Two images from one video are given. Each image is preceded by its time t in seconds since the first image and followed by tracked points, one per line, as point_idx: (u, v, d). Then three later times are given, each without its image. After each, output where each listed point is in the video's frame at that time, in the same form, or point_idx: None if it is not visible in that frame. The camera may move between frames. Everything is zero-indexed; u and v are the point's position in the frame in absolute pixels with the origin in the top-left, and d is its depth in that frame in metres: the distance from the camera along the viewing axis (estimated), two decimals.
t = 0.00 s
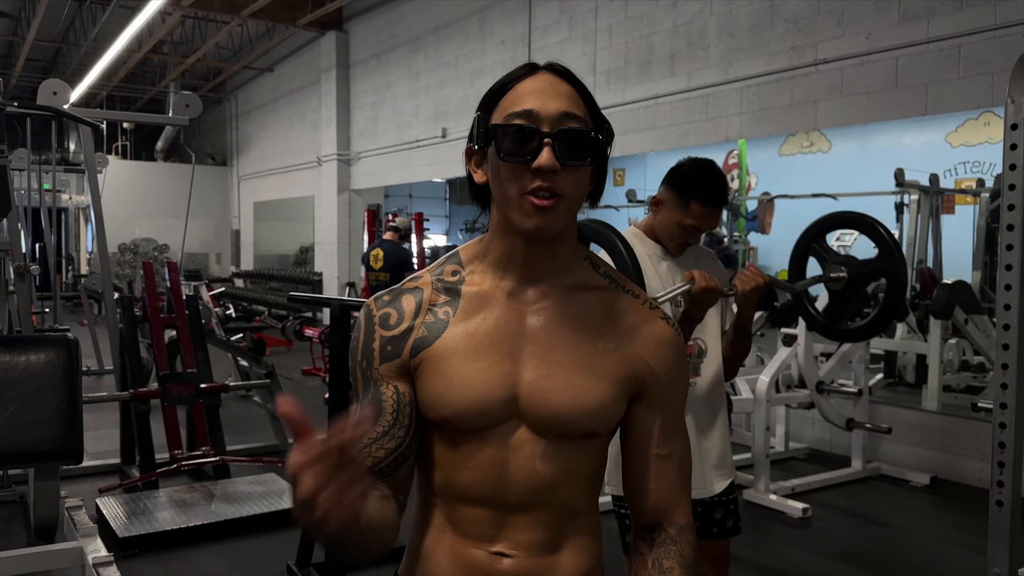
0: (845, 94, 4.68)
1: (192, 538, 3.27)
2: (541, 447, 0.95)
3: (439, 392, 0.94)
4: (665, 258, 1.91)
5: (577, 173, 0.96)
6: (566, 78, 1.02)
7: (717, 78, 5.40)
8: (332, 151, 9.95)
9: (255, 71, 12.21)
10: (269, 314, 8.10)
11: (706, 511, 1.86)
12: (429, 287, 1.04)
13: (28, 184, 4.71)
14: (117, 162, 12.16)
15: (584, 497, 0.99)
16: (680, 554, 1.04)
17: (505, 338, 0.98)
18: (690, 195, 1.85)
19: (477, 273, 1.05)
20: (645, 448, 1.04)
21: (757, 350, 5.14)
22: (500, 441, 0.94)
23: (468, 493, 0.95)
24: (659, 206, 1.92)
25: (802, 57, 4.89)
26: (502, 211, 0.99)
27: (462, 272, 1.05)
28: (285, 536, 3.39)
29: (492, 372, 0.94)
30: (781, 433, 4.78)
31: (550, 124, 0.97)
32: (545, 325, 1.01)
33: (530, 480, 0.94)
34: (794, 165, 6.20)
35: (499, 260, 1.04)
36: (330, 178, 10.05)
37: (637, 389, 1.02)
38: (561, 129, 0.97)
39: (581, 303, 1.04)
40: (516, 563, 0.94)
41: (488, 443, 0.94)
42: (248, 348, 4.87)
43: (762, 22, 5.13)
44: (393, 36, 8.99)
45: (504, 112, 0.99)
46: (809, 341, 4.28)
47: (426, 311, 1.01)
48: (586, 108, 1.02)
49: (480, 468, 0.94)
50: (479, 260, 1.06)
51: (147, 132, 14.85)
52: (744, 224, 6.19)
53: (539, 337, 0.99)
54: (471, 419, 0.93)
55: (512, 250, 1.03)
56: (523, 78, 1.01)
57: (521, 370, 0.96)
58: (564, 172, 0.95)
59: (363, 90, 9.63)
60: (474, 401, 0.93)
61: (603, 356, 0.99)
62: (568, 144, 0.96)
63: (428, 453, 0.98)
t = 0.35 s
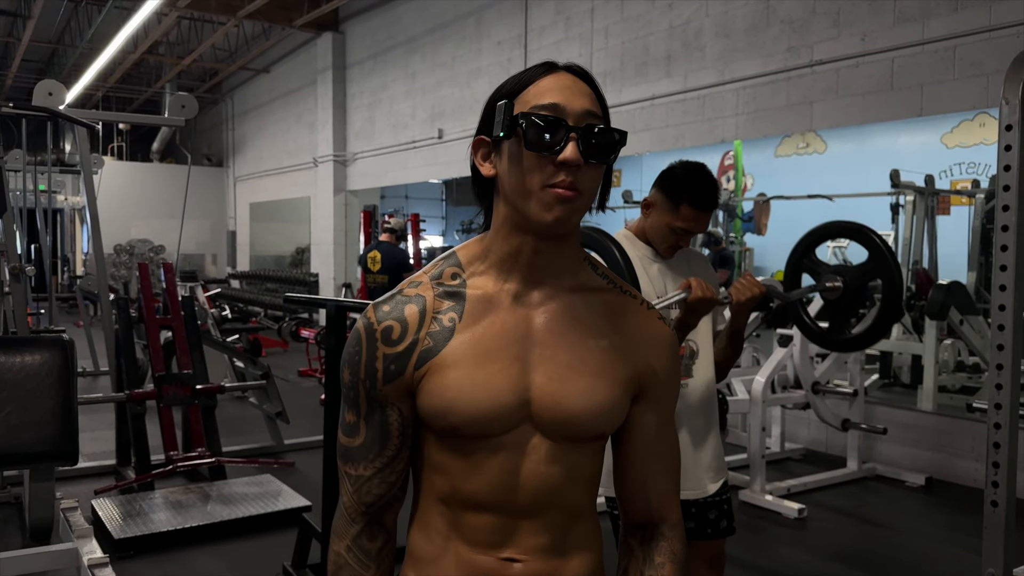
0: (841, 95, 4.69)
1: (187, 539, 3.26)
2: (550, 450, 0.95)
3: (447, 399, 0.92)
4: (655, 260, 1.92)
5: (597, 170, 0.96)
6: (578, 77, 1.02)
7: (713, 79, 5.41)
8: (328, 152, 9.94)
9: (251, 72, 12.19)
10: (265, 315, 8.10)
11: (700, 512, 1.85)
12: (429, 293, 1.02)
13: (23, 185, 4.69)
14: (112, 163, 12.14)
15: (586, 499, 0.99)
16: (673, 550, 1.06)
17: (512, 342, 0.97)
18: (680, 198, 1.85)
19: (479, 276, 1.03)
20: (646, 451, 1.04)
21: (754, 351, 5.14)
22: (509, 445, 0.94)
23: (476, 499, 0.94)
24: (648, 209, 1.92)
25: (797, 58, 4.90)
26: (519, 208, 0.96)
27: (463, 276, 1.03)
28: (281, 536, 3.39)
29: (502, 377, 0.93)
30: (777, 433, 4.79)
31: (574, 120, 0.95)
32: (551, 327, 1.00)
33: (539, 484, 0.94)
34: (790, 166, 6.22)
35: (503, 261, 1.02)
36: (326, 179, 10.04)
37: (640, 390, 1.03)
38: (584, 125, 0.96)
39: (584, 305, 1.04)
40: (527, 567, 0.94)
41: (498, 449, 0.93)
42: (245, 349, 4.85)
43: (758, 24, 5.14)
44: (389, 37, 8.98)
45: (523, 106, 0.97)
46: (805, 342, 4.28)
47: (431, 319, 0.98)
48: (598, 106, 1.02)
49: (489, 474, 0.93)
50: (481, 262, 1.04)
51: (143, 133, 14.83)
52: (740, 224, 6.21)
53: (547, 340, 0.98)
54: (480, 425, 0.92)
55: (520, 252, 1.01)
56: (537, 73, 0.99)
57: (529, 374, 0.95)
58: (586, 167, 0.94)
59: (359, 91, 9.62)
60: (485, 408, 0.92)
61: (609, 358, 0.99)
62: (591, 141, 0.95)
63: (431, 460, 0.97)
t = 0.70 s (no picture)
0: (836, 96, 4.70)
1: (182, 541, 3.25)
2: (545, 452, 0.94)
3: (439, 402, 0.91)
4: (645, 260, 1.92)
5: (585, 165, 0.95)
6: (563, 66, 1.00)
7: (708, 80, 5.42)
8: (324, 153, 9.93)
9: (247, 73, 12.17)
10: (260, 316, 8.07)
11: (692, 510, 1.86)
12: (416, 292, 1.01)
13: (17, 187, 4.68)
14: (107, 164, 12.10)
15: (583, 501, 0.99)
16: (677, 551, 1.06)
17: (503, 344, 0.96)
18: (667, 195, 1.86)
19: (466, 275, 1.03)
20: (643, 448, 1.03)
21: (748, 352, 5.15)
22: (503, 449, 0.93)
23: (470, 505, 0.94)
24: (638, 210, 1.92)
25: (792, 59, 4.92)
26: (508, 207, 0.96)
27: (448, 274, 1.03)
28: (276, 538, 3.38)
29: (494, 379, 0.93)
30: (772, 434, 4.79)
31: (562, 115, 0.95)
32: (542, 326, 1.00)
33: (534, 486, 0.94)
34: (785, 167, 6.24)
35: (492, 259, 1.02)
36: (321, 181, 10.03)
37: (635, 387, 1.02)
38: (574, 120, 0.95)
39: (575, 302, 1.04)
40: None
41: (491, 452, 0.93)
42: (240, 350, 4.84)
43: (752, 25, 5.15)
44: (385, 38, 8.97)
45: (508, 102, 0.96)
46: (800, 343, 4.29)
47: (417, 320, 0.98)
48: (585, 97, 1.01)
49: (483, 478, 0.93)
50: (467, 259, 1.04)
51: (138, 134, 14.80)
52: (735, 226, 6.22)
53: (538, 339, 0.98)
54: (472, 428, 0.92)
55: (509, 249, 1.00)
56: (522, 64, 0.98)
57: (521, 375, 0.95)
58: (576, 164, 0.94)
59: (355, 92, 9.61)
60: (477, 412, 0.91)
61: (601, 356, 0.99)
62: (582, 136, 0.94)
63: (423, 464, 0.96)
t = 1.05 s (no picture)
0: (829, 98, 4.71)
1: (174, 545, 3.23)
2: (553, 463, 0.89)
3: (447, 424, 0.82)
4: (645, 261, 1.91)
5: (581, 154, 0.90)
6: (539, 45, 0.93)
7: (701, 83, 5.43)
8: (318, 156, 9.91)
9: (240, 76, 12.15)
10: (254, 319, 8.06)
11: (689, 515, 1.85)
12: (395, 302, 0.89)
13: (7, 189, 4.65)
14: (100, 167, 12.06)
15: (580, 510, 0.94)
16: (661, 547, 1.02)
17: (501, 353, 0.88)
18: (666, 191, 1.87)
19: (449, 280, 0.92)
20: (629, 447, 1.00)
21: (742, 354, 5.15)
22: (514, 468, 0.86)
23: (477, 528, 0.85)
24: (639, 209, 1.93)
25: (785, 62, 4.93)
26: (509, 205, 0.87)
27: (427, 280, 0.92)
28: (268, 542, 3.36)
29: (500, 394, 0.85)
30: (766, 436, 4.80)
31: (558, 98, 0.88)
32: (535, 329, 0.93)
33: (542, 499, 0.88)
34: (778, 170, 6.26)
35: (479, 261, 0.93)
36: (315, 183, 10.02)
37: (622, 384, 0.99)
38: (569, 104, 0.88)
39: (557, 300, 0.98)
40: None
41: (500, 471, 0.85)
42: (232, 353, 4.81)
43: (745, 28, 5.16)
44: (378, 40, 8.97)
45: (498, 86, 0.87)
46: (793, 346, 4.30)
47: (406, 335, 0.87)
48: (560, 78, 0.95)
49: (493, 499, 0.85)
50: (446, 263, 0.93)
51: (130, 137, 14.76)
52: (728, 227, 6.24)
53: (534, 344, 0.91)
54: (482, 450, 0.83)
55: (498, 248, 0.92)
56: (503, 46, 0.89)
57: (525, 385, 0.87)
58: (575, 154, 0.88)
59: (348, 95, 9.61)
60: (486, 430, 0.83)
61: (593, 356, 0.94)
62: (576, 122, 0.88)
63: (417, 491, 0.86)
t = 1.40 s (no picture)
0: (821, 101, 4.73)
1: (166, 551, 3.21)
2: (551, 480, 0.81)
3: (481, 455, 0.70)
4: (655, 266, 1.91)
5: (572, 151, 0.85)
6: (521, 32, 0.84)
7: (693, 86, 5.43)
8: (310, 159, 9.89)
9: (232, 79, 12.11)
10: (246, 322, 8.04)
11: (684, 521, 1.85)
12: (404, 325, 0.72)
13: None
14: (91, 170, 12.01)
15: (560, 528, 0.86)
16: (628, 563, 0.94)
17: (503, 369, 0.78)
18: (661, 167, 1.98)
19: (445, 292, 0.78)
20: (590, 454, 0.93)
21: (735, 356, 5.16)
22: (526, 493, 0.76)
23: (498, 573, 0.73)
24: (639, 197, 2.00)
25: (777, 65, 4.94)
26: (535, 206, 0.77)
27: (423, 297, 0.76)
28: (261, 547, 3.34)
29: (514, 414, 0.75)
30: (759, 438, 4.80)
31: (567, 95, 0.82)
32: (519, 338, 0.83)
33: (545, 522, 0.79)
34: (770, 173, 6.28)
35: (473, 269, 0.80)
36: (307, 186, 10.00)
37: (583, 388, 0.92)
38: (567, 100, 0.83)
39: (525, 304, 0.89)
40: None
41: (517, 498, 0.74)
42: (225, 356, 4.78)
43: (737, 31, 5.17)
44: (371, 43, 8.96)
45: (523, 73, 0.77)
46: (786, 348, 4.30)
47: (425, 364, 0.71)
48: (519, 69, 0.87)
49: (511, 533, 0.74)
50: (437, 277, 0.78)
51: (122, 140, 14.70)
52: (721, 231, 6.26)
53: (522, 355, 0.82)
54: (507, 479, 0.72)
55: (492, 252, 0.81)
56: (514, 33, 0.79)
57: (526, 401, 0.78)
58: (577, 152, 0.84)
59: (341, 98, 9.59)
60: (510, 456, 0.72)
61: (566, 361, 0.87)
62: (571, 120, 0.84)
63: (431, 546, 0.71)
